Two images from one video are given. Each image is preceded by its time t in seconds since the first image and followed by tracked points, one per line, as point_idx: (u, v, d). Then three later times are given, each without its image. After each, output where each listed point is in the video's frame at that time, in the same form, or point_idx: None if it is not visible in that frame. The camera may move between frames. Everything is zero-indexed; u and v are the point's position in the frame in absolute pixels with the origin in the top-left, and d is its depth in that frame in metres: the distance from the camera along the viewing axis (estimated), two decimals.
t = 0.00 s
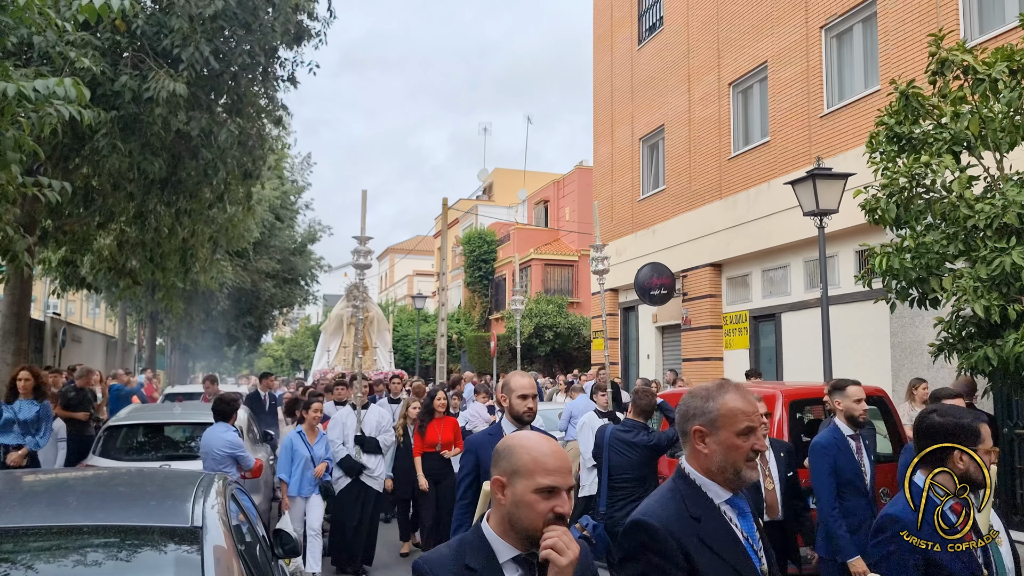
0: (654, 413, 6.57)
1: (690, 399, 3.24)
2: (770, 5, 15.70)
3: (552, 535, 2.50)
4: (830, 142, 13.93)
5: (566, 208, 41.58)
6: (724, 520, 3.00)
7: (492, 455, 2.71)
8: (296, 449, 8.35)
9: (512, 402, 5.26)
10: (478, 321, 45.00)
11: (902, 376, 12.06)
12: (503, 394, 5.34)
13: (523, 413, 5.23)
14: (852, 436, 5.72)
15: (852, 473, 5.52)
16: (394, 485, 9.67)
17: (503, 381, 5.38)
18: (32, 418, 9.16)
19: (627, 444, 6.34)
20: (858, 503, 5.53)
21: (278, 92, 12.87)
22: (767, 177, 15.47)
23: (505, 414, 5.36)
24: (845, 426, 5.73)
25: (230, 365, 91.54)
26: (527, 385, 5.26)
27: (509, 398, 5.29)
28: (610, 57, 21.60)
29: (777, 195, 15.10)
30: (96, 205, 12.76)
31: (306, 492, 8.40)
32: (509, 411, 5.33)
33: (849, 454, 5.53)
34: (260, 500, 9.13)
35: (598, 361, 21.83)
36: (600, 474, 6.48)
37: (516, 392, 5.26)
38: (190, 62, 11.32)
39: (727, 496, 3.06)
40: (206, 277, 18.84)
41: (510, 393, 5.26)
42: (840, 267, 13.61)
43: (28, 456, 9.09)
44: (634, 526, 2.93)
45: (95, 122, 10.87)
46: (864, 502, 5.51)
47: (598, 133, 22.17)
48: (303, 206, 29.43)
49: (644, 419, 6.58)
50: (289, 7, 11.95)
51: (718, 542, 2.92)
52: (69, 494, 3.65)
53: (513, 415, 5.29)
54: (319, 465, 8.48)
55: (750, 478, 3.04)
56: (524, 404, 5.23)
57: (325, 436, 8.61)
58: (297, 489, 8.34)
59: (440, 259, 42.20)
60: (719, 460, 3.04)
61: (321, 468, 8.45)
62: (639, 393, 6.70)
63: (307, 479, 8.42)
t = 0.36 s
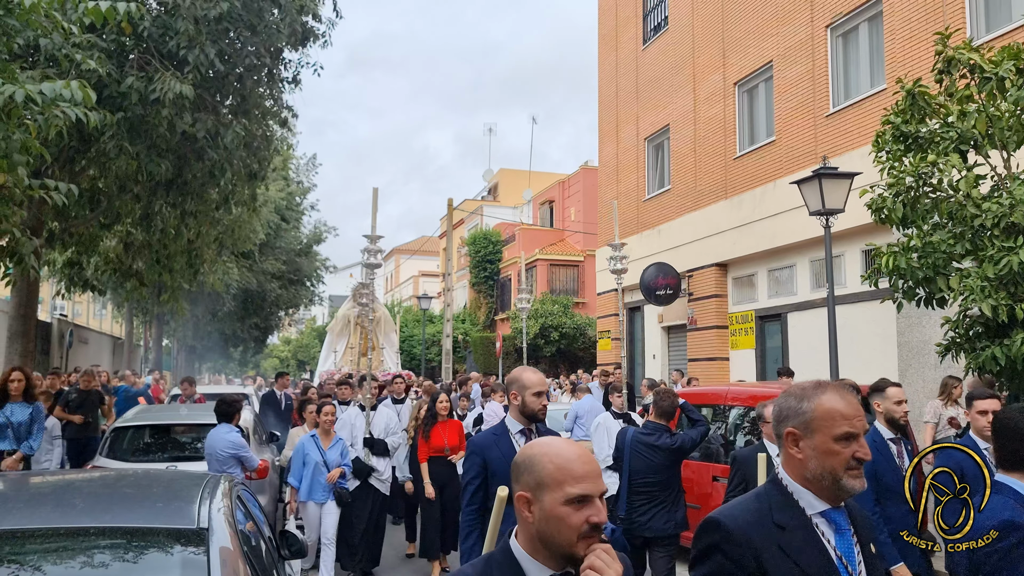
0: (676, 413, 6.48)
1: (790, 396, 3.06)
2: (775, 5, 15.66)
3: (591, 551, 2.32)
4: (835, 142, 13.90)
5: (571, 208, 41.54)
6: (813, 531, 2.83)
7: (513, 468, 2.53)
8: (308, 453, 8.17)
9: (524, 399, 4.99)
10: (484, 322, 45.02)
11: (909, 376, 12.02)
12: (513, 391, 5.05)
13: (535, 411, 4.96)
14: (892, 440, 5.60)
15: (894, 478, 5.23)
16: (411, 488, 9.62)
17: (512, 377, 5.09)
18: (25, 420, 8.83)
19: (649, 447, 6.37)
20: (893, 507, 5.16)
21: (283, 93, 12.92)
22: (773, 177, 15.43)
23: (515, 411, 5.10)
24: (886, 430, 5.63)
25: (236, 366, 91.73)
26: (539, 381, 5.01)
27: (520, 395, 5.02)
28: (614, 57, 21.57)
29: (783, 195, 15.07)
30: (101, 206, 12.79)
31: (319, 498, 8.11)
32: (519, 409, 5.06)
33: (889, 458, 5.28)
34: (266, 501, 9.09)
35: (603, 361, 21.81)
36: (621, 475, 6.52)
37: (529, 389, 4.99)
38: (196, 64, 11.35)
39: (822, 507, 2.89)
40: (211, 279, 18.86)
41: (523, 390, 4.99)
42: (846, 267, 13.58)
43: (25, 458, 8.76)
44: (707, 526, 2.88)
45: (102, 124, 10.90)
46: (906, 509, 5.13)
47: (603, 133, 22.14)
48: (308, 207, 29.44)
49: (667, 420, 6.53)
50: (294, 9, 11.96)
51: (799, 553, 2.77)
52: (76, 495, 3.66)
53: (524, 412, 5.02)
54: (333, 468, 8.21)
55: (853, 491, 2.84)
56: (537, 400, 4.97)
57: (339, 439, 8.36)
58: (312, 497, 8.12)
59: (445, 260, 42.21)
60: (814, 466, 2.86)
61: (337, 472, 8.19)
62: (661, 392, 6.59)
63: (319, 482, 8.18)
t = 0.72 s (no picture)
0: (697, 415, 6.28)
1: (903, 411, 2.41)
2: (781, 4, 15.63)
3: None
4: (841, 141, 13.87)
5: (576, 208, 41.54)
6: None
7: (512, 494, 2.27)
8: (315, 455, 8.13)
9: (543, 404, 4.54)
10: (489, 322, 45.08)
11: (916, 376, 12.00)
12: (531, 395, 4.61)
13: (555, 417, 4.52)
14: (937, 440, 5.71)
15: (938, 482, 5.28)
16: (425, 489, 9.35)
17: (527, 379, 4.64)
18: (22, 425, 8.48)
19: (672, 450, 6.19)
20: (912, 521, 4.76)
21: (289, 95, 12.98)
22: (779, 176, 15.41)
23: (531, 416, 4.63)
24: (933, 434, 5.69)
25: (242, 366, 91.95)
26: (558, 384, 4.55)
27: (539, 400, 4.58)
28: (620, 57, 21.55)
29: (789, 194, 15.04)
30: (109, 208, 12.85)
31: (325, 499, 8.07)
32: (537, 415, 4.60)
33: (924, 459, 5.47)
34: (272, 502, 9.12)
35: (609, 361, 21.80)
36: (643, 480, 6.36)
37: (547, 394, 4.54)
38: (202, 66, 11.38)
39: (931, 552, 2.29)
40: (219, 279, 18.90)
41: (542, 395, 4.54)
42: (853, 267, 13.54)
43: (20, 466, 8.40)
44: None
45: (109, 125, 10.95)
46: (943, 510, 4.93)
47: (608, 133, 22.14)
48: (314, 207, 29.49)
49: (688, 423, 6.38)
50: (300, 10, 12.00)
51: None
52: (85, 496, 3.68)
53: (542, 418, 4.55)
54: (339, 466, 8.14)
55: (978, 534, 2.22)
56: (557, 406, 4.52)
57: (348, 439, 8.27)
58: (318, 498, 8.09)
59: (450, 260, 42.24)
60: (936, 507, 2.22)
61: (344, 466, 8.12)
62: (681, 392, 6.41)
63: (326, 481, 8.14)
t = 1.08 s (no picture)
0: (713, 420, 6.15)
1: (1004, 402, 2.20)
2: (786, 4, 15.61)
3: None
4: (847, 140, 13.85)
5: (581, 208, 41.54)
6: None
7: (551, 489, 2.05)
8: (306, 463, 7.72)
9: (576, 401, 4.34)
10: (495, 322, 45.10)
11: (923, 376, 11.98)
12: (563, 393, 4.41)
13: (589, 414, 4.31)
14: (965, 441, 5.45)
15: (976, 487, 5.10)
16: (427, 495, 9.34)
17: (558, 377, 4.46)
18: (21, 426, 8.34)
19: (689, 456, 5.96)
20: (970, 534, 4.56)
21: (295, 95, 13.01)
22: (784, 176, 15.39)
23: (563, 413, 4.43)
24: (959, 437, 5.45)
25: (248, 366, 92.14)
26: (593, 380, 4.37)
27: (572, 398, 4.37)
28: (625, 57, 21.55)
29: (794, 194, 15.03)
30: (116, 210, 12.91)
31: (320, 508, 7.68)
32: (569, 413, 4.39)
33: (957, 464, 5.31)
34: (279, 502, 9.13)
35: (615, 362, 21.80)
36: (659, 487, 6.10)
37: (580, 391, 4.36)
38: (208, 66, 11.41)
39: None
40: (226, 279, 18.95)
41: (575, 392, 4.34)
42: (859, 266, 13.52)
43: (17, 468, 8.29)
44: None
45: (116, 126, 10.99)
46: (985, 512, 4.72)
47: (613, 133, 22.13)
48: (319, 207, 29.53)
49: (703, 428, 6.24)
50: (306, 11, 12.04)
51: None
52: (93, 496, 3.69)
53: (575, 415, 4.35)
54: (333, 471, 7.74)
55: None
56: (592, 403, 4.32)
57: (341, 444, 7.85)
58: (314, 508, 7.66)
59: (456, 261, 42.27)
60: None
61: (338, 471, 7.69)
62: (695, 398, 6.26)
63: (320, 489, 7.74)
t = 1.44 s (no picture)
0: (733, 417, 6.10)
1: None
2: (791, 4, 15.58)
3: None
4: (852, 140, 13.82)
5: (585, 208, 41.52)
6: None
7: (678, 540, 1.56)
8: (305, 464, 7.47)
9: (601, 403, 4.25)
10: (498, 322, 45.11)
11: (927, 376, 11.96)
12: (587, 394, 4.31)
13: (613, 418, 4.22)
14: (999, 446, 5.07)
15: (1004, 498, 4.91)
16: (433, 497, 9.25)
17: (583, 377, 4.35)
18: (10, 435, 8.16)
19: (710, 454, 6.01)
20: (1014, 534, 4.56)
21: (299, 96, 13.03)
22: (789, 175, 15.36)
23: (586, 415, 4.33)
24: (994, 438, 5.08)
25: (252, 366, 92.30)
26: (618, 382, 4.25)
27: (597, 399, 4.27)
28: (629, 56, 21.53)
29: (799, 193, 15.00)
30: (121, 210, 12.94)
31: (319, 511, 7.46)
32: (593, 416, 4.30)
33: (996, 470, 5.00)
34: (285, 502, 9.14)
35: (620, 361, 21.79)
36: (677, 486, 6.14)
37: (604, 392, 4.25)
38: (213, 67, 11.43)
39: None
40: (231, 280, 18.95)
41: (600, 393, 4.24)
42: (864, 266, 13.49)
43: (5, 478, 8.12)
44: None
45: (121, 126, 11.02)
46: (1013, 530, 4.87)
47: (618, 133, 22.10)
48: (324, 208, 29.54)
49: (723, 425, 6.19)
50: (310, 12, 12.08)
51: None
52: (100, 496, 3.71)
53: (599, 420, 4.26)
54: (331, 471, 7.57)
55: None
56: (616, 406, 4.22)
57: (337, 443, 7.70)
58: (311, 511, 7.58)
59: (460, 260, 42.32)
60: None
61: (337, 475, 7.58)
62: (715, 393, 6.22)
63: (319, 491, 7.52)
